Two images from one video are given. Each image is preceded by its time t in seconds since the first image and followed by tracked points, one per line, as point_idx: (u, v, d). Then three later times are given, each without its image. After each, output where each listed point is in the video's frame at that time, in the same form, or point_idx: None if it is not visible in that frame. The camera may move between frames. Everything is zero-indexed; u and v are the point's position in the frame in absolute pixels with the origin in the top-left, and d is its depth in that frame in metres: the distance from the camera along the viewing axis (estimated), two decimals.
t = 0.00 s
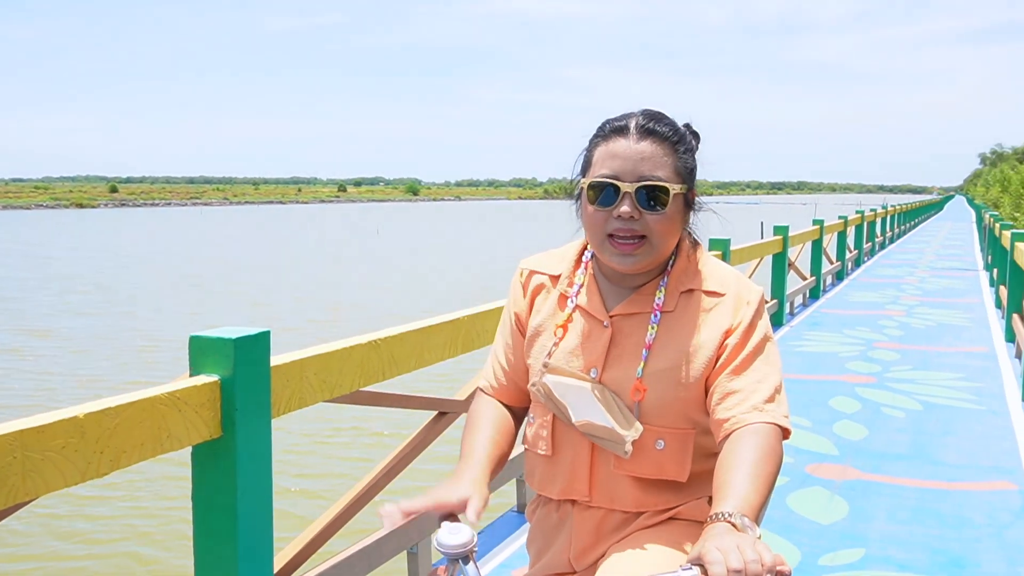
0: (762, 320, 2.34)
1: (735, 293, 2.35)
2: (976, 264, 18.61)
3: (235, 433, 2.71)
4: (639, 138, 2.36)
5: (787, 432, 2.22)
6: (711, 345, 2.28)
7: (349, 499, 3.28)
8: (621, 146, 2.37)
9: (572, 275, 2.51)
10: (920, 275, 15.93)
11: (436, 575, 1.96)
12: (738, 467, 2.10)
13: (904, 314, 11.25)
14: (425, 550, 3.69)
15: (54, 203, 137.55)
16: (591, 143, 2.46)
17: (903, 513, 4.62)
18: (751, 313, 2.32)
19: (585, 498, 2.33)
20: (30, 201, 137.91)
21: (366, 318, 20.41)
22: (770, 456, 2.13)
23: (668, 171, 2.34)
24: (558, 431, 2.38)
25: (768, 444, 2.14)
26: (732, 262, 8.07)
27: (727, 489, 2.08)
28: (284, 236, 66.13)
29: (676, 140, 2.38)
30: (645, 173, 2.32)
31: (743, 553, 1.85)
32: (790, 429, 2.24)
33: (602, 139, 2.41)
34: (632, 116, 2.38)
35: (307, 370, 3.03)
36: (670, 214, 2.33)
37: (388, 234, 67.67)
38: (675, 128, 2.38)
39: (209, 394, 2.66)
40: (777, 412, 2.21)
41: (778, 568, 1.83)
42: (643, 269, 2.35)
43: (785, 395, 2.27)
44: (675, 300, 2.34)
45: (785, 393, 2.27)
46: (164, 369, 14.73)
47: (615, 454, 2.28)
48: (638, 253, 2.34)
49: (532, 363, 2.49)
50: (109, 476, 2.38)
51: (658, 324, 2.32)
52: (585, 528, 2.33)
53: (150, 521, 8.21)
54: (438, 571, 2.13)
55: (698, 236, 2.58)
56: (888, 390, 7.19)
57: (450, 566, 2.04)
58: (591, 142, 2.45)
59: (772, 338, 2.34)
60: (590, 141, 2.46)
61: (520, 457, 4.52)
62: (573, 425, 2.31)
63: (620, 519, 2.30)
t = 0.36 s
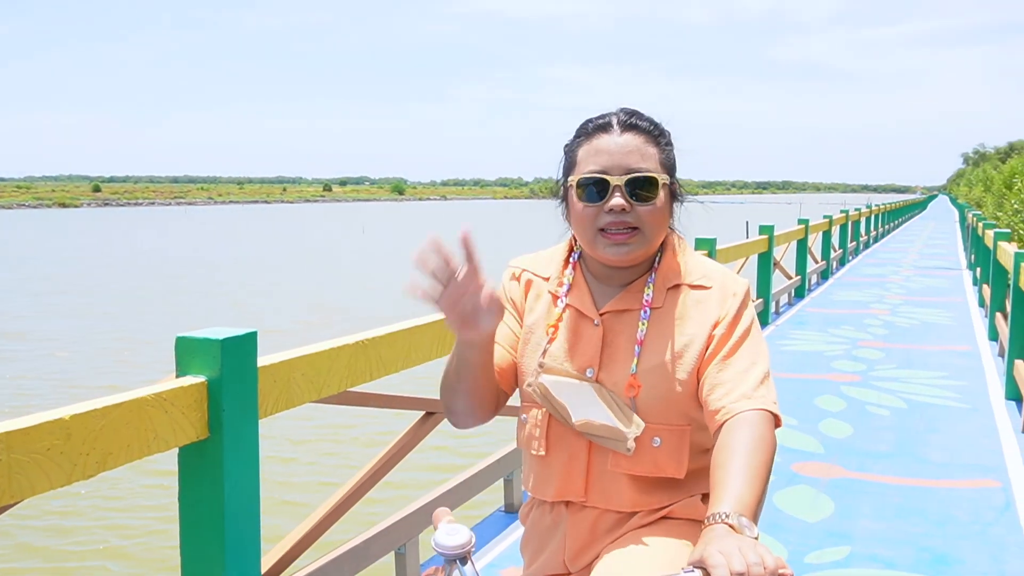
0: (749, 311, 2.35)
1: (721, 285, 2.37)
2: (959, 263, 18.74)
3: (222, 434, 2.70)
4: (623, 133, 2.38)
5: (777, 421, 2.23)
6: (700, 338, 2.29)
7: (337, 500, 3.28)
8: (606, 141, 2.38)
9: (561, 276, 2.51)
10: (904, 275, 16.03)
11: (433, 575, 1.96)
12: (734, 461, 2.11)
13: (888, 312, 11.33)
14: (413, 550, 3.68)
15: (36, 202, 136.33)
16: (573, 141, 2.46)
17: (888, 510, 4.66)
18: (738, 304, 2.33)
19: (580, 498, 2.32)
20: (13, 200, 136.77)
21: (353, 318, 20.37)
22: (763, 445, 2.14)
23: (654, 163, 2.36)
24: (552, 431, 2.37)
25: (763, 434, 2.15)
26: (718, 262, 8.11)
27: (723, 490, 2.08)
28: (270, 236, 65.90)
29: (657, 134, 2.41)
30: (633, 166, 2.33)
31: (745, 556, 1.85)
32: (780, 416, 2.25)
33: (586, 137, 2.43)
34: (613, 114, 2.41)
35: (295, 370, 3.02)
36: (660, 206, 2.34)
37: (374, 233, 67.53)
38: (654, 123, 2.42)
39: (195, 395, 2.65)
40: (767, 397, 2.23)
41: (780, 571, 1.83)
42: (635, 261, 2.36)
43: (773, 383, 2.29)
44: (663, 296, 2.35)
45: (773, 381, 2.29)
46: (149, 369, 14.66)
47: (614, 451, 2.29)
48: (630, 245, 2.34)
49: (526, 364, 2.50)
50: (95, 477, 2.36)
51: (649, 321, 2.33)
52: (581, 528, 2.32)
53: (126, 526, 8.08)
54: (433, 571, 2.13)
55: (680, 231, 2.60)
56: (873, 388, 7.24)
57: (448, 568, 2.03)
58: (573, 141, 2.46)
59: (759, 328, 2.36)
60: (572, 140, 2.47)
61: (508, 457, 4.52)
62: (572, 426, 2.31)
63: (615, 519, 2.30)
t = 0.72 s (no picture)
0: (736, 307, 2.38)
1: (710, 282, 2.39)
2: (945, 262, 18.86)
3: (210, 434, 2.69)
4: (615, 130, 2.39)
5: (759, 413, 2.25)
6: (692, 332, 2.31)
7: (324, 500, 3.27)
8: (598, 138, 2.39)
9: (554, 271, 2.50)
10: (891, 273, 16.12)
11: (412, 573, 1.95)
12: (714, 455, 2.10)
13: (875, 311, 11.39)
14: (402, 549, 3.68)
15: (23, 202, 135.55)
16: (565, 137, 2.47)
17: (874, 508, 4.68)
18: (726, 300, 2.36)
19: (573, 497, 2.31)
20: None
21: (341, 318, 20.34)
22: (743, 438, 2.14)
23: (644, 161, 2.37)
24: (548, 427, 2.35)
25: (741, 427, 2.15)
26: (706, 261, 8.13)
27: (702, 485, 2.06)
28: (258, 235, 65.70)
29: (649, 132, 2.42)
30: (622, 164, 2.34)
31: (721, 549, 1.84)
32: (762, 409, 2.26)
33: (578, 133, 2.43)
34: (606, 111, 2.42)
35: (281, 369, 3.01)
36: (650, 204, 2.34)
37: (363, 233, 67.45)
38: (646, 121, 2.43)
39: (182, 394, 2.64)
40: (749, 389, 2.23)
41: (757, 565, 1.84)
42: (624, 257, 2.36)
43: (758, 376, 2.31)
44: (655, 293, 2.36)
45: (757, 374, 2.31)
46: (136, 370, 14.61)
47: (612, 449, 2.27)
48: (619, 241, 2.35)
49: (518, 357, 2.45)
50: (82, 476, 2.35)
51: (642, 317, 2.34)
52: (576, 527, 2.31)
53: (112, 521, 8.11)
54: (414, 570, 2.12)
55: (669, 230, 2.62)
56: (859, 387, 7.28)
57: (429, 566, 2.03)
58: (565, 137, 2.47)
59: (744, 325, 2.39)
60: (564, 136, 2.47)
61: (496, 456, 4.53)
62: (569, 424, 2.26)
63: (609, 517, 2.30)
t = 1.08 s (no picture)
0: (735, 316, 2.38)
1: (711, 290, 2.39)
2: (935, 261, 18.96)
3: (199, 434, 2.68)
4: (632, 131, 2.38)
5: (751, 423, 2.24)
6: (691, 340, 2.30)
7: (315, 500, 3.26)
8: (614, 136, 2.38)
9: (553, 271, 2.49)
10: (880, 273, 16.18)
11: None
12: (700, 459, 2.10)
13: (864, 310, 11.43)
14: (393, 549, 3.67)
15: (12, 201, 134.66)
16: (583, 133, 2.47)
17: (864, 507, 4.70)
18: (726, 309, 2.36)
19: (560, 501, 2.31)
20: None
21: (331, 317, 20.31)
22: (730, 446, 2.14)
23: (658, 166, 2.35)
24: (540, 431, 2.34)
25: (730, 435, 2.15)
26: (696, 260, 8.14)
27: (684, 487, 2.06)
28: (247, 234, 65.50)
29: (666, 137, 2.41)
30: (635, 165, 2.33)
31: (692, 545, 1.83)
32: (754, 420, 2.25)
33: (596, 130, 2.43)
34: (626, 111, 2.41)
35: (272, 369, 3.00)
36: (658, 209, 2.33)
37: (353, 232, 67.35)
38: (665, 125, 2.41)
39: (172, 395, 2.63)
40: (742, 400, 2.23)
41: (728, 561, 1.83)
42: (627, 260, 2.35)
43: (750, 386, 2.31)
44: (656, 299, 2.36)
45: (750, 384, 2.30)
46: (125, 369, 14.55)
47: (603, 455, 2.27)
48: (623, 245, 2.34)
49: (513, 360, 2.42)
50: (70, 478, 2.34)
51: (643, 324, 2.33)
52: (559, 529, 2.32)
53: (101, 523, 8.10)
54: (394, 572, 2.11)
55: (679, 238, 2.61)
56: (849, 386, 7.30)
57: (407, 568, 2.03)
58: (583, 133, 2.47)
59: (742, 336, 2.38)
60: (582, 131, 2.47)
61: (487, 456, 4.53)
62: (560, 426, 2.27)
63: (594, 520, 2.31)
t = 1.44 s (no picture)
0: (736, 313, 2.38)
1: (712, 287, 2.38)
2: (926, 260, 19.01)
3: (193, 432, 2.66)
4: (637, 123, 2.38)
5: (746, 420, 2.24)
6: (690, 336, 2.30)
7: (309, 498, 3.25)
8: (619, 128, 2.38)
9: (555, 264, 2.49)
10: (873, 272, 16.24)
11: None
12: (693, 455, 2.10)
13: (857, 309, 11.46)
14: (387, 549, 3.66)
15: (2, 200, 134.00)
16: (587, 126, 2.47)
17: (858, 505, 4.71)
18: (727, 307, 2.35)
19: (554, 495, 2.30)
20: None
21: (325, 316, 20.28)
22: (725, 443, 2.14)
23: (662, 159, 2.35)
24: (534, 423, 2.34)
25: (725, 432, 2.14)
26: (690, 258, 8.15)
27: (677, 481, 2.06)
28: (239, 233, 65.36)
29: (671, 131, 2.40)
30: (639, 157, 2.33)
31: (682, 544, 1.82)
32: (749, 419, 2.25)
33: (600, 122, 2.43)
34: (632, 105, 2.41)
35: (265, 367, 2.98)
36: (661, 202, 2.33)
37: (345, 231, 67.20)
38: (670, 120, 2.41)
39: (166, 393, 2.62)
40: (738, 398, 2.22)
41: (717, 555, 1.82)
42: (628, 252, 2.35)
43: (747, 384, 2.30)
44: (657, 294, 2.36)
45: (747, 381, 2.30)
46: (116, 367, 14.49)
47: (597, 450, 2.27)
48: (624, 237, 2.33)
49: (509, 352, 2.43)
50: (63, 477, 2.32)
51: (642, 319, 2.33)
52: (551, 523, 2.31)
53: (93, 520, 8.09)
54: (384, 572, 2.10)
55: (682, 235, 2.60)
56: (843, 385, 7.32)
57: (395, 569, 2.02)
58: (587, 125, 2.47)
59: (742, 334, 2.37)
60: (587, 124, 2.47)
61: (482, 455, 4.52)
62: (554, 419, 2.27)
63: (585, 516, 2.30)
